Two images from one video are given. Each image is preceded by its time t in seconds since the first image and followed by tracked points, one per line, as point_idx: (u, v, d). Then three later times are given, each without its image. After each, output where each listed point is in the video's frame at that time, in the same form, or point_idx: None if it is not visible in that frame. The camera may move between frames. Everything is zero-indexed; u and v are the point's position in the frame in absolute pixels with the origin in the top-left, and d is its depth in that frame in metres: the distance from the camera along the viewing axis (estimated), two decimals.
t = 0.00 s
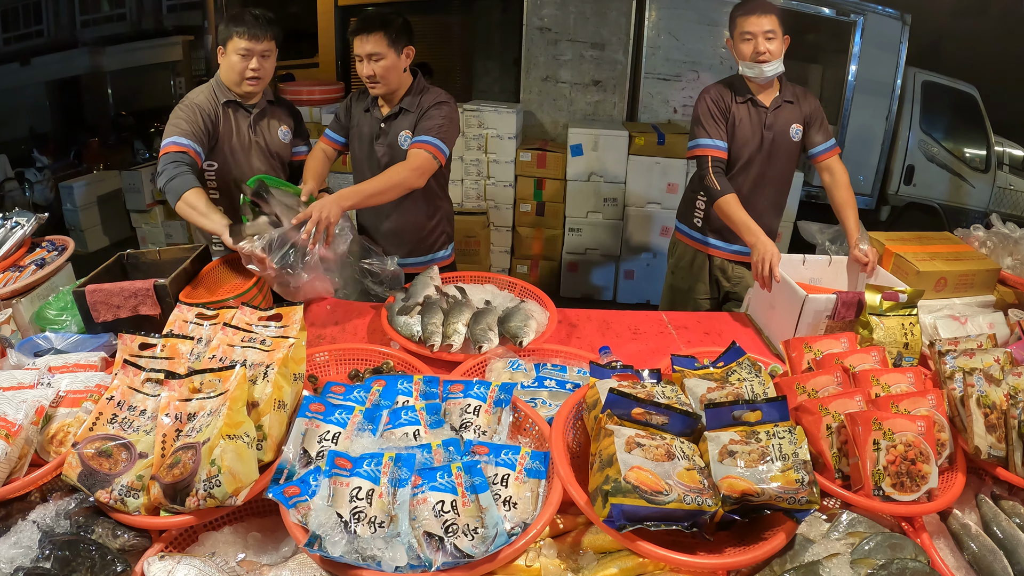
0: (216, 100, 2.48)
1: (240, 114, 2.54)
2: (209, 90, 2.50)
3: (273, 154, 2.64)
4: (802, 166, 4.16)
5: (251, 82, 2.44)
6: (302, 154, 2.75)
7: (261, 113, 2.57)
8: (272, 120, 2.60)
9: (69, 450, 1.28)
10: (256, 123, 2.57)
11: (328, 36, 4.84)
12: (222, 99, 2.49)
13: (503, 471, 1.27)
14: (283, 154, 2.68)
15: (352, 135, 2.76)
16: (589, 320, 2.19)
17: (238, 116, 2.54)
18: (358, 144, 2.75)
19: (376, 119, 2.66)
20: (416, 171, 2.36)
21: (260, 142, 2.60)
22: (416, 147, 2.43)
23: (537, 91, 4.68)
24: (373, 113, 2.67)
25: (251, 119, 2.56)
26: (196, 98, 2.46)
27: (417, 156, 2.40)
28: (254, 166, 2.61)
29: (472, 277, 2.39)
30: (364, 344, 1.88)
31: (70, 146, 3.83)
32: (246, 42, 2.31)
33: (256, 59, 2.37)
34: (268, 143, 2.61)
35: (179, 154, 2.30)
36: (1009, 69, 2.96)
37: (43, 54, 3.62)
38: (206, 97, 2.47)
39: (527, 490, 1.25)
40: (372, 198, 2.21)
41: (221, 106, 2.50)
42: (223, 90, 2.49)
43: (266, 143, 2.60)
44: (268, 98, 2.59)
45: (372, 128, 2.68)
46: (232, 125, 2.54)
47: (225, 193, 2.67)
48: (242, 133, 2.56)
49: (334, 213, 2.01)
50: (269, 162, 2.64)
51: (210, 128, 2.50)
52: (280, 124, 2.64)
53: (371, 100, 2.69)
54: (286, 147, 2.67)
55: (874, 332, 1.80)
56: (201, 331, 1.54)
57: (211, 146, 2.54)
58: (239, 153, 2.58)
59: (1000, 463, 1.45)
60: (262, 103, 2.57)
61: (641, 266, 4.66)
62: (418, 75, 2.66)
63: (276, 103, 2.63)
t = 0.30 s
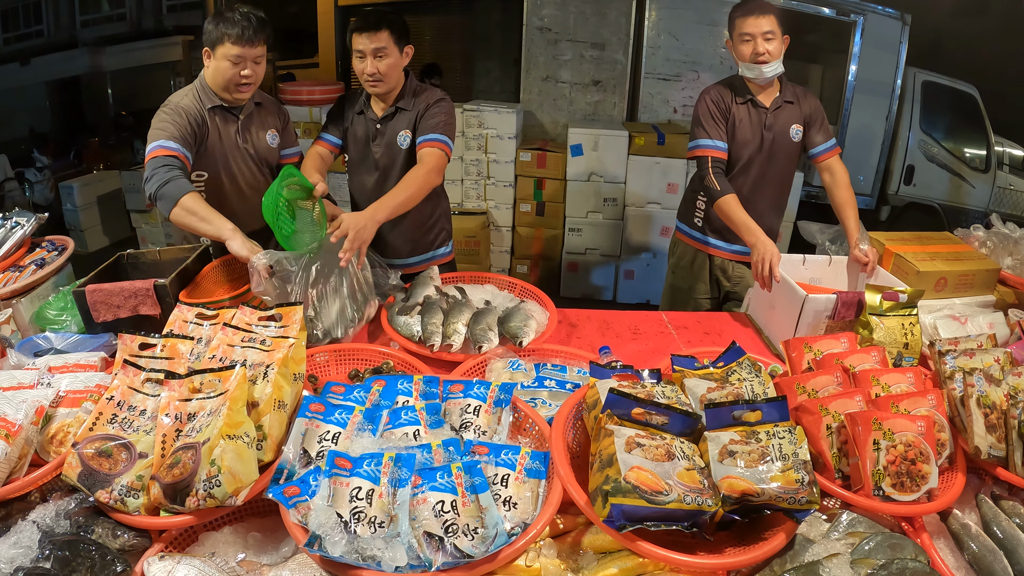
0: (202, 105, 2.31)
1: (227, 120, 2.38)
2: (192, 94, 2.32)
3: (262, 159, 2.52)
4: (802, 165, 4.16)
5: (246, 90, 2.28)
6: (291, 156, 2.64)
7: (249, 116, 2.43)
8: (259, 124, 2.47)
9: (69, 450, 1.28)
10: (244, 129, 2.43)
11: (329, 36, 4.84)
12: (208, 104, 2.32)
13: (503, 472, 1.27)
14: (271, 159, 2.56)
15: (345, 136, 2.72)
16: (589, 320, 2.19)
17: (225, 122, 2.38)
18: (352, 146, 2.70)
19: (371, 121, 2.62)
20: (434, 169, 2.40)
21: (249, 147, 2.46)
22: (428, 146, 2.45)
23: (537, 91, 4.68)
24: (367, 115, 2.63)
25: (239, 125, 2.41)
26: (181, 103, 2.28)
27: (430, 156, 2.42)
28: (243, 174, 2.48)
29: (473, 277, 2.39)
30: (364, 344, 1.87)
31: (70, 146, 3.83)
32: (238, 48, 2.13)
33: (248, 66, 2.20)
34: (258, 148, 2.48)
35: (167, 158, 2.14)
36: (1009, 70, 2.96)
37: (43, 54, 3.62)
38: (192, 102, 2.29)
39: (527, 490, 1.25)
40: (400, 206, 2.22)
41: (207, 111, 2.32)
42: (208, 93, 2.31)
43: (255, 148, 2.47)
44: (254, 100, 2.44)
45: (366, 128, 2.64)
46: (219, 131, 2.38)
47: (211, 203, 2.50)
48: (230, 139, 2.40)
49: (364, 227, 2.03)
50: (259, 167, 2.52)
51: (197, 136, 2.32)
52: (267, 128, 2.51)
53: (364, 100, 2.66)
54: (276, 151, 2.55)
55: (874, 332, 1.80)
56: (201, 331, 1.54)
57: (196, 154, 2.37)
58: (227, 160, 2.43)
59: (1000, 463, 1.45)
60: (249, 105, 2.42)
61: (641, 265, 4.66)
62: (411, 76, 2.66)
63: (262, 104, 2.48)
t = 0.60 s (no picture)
0: (185, 110, 2.17)
1: (214, 123, 2.24)
2: (174, 98, 2.18)
3: (256, 159, 2.39)
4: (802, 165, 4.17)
5: (231, 90, 2.16)
6: (286, 151, 2.51)
7: (236, 115, 2.29)
8: (248, 122, 2.33)
9: (69, 450, 1.29)
10: (232, 130, 2.29)
11: (328, 37, 4.85)
12: (191, 109, 2.18)
13: (503, 472, 1.27)
14: (265, 158, 2.43)
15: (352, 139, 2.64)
16: (589, 320, 2.19)
17: (212, 126, 2.25)
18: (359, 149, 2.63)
19: (383, 124, 2.57)
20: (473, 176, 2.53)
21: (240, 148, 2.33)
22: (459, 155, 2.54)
23: (537, 91, 4.68)
24: (378, 117, 2.57)
25: (227, 127, 2.27)
26: (161, 110, 2.15)
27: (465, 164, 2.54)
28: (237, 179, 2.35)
29: (473, 277, 2.39)
30: (364, 344, 1.88)
31: (70, 146, 3.82)
32: (219, 49, 2.01)
33: (231, 66, 2.08)
34: (249, 148, 2.35)
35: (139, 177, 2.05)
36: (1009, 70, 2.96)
37: (43, 54, 3.63)
38: (172, 109, 2.16)
39: (527, 490, 1.25)
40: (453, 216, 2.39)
41: (190, 115, 2.19)
42: (189, 97, 2.17)
43: (246, 149, 2.34)
44: (239, 97, 2.31)
45: (377, 131, 2.59)
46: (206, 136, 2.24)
47: (208, 211, 2.38)
48: (219, 143, 2.27)
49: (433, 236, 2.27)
50: (253, 169, 2.39)
51: (179, 142, 2.19)
52: (257, 125, 2.37)
53: (372, 103, 2.59)
54: (268, 148, 2.42)
55: (874, 332, 1.80)
56: (201, 331, 1.54)
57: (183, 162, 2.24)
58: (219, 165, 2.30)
59: (1000, 463, 1.45)
60: (235, 104, 2.29)
61: (641, 266, 4.66)
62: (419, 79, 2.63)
63: (248, 101, 2.35)
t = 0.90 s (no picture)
0: (166, 117, 2.17)
1: (197, 127, 2.24)
2: (154, 107, 2.18)
3: (243, 158, 2.39)
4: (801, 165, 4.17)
5: (209, 91, 2.13)
6: (273, 143, 2.49)
7: (218, 115, 2.29)
8: (231, 120, 2.33)
9: (69, 450, 1.28)
10: (216, 131, 2.29)
11: (329, 37, 4.87)
12: (172, 115, 2.17)
13: (503, 472, 1.27)
14: (253, 156, 2.43)
15: (384, 145, 2.55)
16: (590, 320, 2.19)
17: (195, 130, 2.24)
18: (393, 155, 2.54)
19: (416, 129, 2.45)
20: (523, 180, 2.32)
21: (227, 149, 2.33)
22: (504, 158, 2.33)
23: (537, 91, 4.68)
24: (412, 122, 2.46)
25: (210, 128, 2.27)
26: (144, 121, 2.15)
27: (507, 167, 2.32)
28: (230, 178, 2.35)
29: (473, 277, 2.39)
30: (364, 344, 1.88)
31: (70, 146, 3.79)
32: (192, 51, 1.97)
33: (207, 67, 2.04)
34: (236, 147, 2.35)
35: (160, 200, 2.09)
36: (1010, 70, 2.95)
37: (43, 54, 3.63)
38: (154, 118, 2.16)
39: (527, 490, 1.25)
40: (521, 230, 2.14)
41: (172, 122, 2.18)
42: (170, 104, 2.16)
43: (232, 149, 2.34)
44: (221, 96, 2.29)
45: (409, 138, 2.47)
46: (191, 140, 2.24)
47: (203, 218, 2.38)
48: (204, 146, 2.27)
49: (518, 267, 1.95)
50: (242, 168, 2.39)
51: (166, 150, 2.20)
52: (241, 122, 2.37)
53: (404, 107, 2.47)
54: (256, 146, 2.42)
55: (874, 332, 1.80)
56: (201, 331, 1.54)
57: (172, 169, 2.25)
58: (209, 169, 2.30)
59: (1000, 463, 1.45)
60: (216, 103, 2.27)
61: (641, 266, 4.66)
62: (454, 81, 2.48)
63: (230, 99, 2.34)
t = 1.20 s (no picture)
0: (156, 118, 2.18)
1: (188, 127, 2.24)
2: (144, 110, 2.19)
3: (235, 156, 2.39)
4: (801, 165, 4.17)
5: (195, 91, 2.14)
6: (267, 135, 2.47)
7: (210, 114, 2.28)
8: (224, 119, 2.33)
9: (69, 450, 1.28)
10: (208, 130, 2.29)
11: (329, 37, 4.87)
12: (162, 117, 2.18)
13: (503, 471, 1.27)
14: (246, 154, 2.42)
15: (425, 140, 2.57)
16: (590, 320, 2.19)
17: (186, 130, 2.24)
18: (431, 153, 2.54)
19: (451, 133, 2.42)
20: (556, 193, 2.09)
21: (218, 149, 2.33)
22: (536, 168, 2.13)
23: (537, 91, 4.67)
24: (449, 125, 2.42)
25: (202, 128, 2.27)
26: (134, 123, 2.15)
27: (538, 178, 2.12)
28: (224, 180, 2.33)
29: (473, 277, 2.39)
30: (364, 344, 1.88)
31: (70, 146, 3.79)
32: (174, 54, 1.96)
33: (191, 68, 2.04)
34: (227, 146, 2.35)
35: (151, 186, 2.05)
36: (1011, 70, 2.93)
37: (43, 54, 3.64)
38: (145, 120, 2.16)
39: (527, 490, 1.25)
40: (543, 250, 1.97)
41: (163, 123, 2.19)
42: (160, 106, 2.17)
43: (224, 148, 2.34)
44: (212, 95, 2.28)
45: (444, 140, 2.45)
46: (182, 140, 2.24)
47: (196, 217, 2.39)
48: (196, 146, 2.27)
49: (525, 306, 1.84)
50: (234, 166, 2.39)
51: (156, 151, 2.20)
52: (232, 121, 2.37)
53: (446, 107, 2.44)
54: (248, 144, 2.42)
55: (874, 332, 1.80)
56: (201, 331, 1.54)
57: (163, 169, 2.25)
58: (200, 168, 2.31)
59: (1000, 463, 1.45)
60: (207, 103, 2.27)
61: (642, 266, 4.66)
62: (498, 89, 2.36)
63: (221, 98, 2.33)
